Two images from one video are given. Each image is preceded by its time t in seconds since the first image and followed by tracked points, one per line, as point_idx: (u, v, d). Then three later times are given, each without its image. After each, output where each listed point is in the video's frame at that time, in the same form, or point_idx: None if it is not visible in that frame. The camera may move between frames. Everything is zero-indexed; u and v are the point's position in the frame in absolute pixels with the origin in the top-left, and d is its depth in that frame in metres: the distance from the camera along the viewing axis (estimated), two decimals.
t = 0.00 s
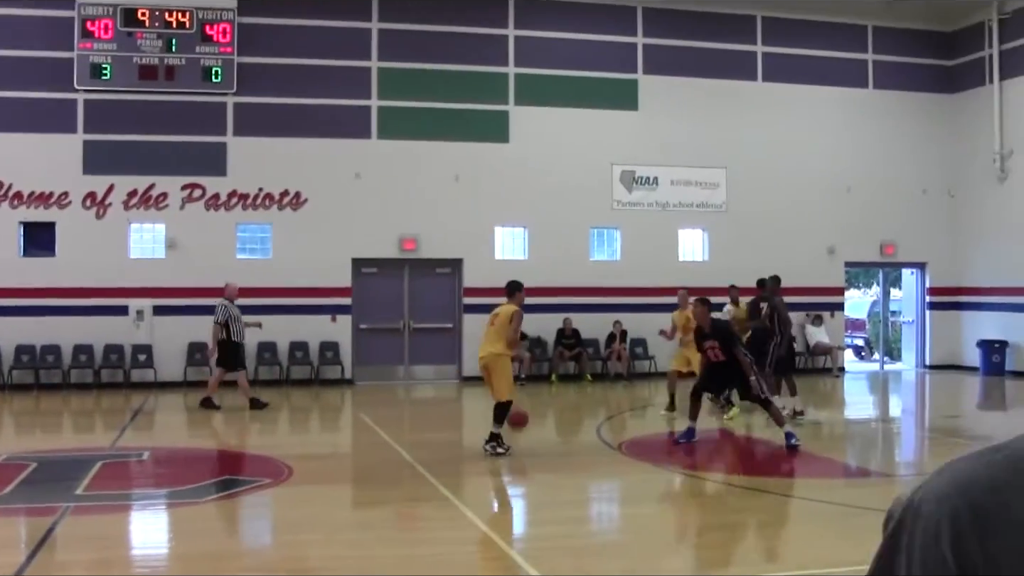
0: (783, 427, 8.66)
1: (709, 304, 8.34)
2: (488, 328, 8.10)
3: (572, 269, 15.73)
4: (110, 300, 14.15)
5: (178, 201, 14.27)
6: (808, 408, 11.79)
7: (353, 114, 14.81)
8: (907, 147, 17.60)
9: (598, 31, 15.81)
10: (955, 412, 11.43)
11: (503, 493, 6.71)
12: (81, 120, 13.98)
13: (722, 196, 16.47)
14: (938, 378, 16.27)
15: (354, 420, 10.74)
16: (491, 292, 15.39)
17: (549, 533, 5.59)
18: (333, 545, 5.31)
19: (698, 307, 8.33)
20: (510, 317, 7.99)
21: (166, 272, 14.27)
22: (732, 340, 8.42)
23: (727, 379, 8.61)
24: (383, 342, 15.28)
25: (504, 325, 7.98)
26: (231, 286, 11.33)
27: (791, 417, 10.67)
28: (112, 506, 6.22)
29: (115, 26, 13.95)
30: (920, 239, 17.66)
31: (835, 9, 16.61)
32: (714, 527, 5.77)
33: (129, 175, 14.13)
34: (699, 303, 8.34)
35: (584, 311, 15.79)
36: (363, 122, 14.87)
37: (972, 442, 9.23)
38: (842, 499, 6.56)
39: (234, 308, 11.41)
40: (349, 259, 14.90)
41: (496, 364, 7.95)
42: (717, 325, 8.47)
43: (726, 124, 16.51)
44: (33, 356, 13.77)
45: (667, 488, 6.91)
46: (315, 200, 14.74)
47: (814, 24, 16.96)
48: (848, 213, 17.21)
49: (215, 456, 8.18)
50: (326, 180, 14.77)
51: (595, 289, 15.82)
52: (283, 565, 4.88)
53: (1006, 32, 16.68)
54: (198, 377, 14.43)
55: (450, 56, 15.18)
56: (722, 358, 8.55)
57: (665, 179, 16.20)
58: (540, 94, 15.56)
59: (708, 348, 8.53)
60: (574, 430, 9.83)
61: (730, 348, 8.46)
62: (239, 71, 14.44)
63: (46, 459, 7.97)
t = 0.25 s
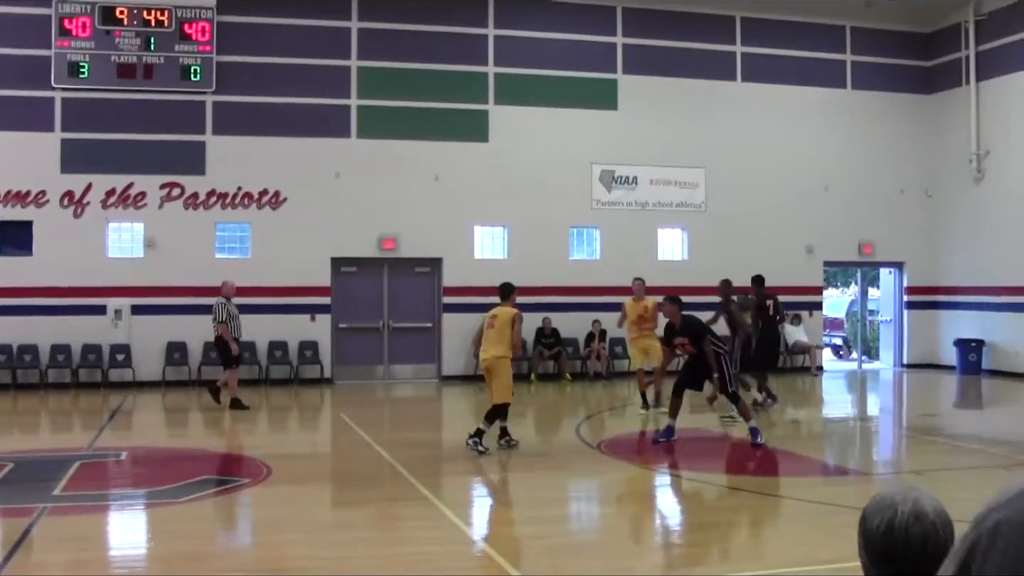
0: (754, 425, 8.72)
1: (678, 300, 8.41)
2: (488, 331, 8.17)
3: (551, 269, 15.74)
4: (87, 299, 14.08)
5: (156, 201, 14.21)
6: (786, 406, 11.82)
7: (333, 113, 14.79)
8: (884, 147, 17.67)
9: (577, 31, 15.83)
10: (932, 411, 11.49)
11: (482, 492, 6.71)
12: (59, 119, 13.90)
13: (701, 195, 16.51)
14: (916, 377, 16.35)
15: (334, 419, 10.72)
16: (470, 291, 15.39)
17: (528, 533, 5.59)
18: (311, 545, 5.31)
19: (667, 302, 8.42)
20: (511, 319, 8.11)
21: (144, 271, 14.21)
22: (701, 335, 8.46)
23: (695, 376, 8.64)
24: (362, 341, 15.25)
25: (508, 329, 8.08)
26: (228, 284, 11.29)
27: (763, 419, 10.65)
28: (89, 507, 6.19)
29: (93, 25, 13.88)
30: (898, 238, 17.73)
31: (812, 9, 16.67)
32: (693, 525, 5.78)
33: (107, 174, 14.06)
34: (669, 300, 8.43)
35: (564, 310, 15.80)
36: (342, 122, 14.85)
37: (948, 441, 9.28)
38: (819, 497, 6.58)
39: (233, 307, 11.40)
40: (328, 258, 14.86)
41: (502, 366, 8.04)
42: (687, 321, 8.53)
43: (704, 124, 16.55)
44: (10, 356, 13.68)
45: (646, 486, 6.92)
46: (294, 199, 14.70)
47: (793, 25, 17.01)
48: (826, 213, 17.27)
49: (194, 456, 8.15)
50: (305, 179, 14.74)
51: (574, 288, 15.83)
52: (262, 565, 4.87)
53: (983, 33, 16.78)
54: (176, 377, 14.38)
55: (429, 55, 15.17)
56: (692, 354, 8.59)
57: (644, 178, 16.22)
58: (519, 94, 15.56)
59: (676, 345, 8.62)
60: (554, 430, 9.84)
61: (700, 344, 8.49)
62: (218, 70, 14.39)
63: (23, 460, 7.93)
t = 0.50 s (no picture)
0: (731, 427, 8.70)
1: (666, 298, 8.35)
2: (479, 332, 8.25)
3: (522, 270, 15.74)
4: (56, 300, 13.97)
5: (126, 201, 14.14)
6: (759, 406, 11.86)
7: (304, 113, 14.74)
8: (854, 149, 17.76)
9: (549, 32, 15.84)
10: (901, 411, 11.57)
11: (454, 494, 6.70)
12: (27, 118, 13.79)
13: (672, 197, 16.55)
14: (884, 377, 16.46)
15: (305, 421, 10.69)
16: (441, 292, 15.38)
17: (499, 534, 5.59)
18: (282, 547, 5.29)
19: (653, 301, 8.39)
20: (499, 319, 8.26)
21: (113, 272, 14.13)
22: (682, 337, 8.43)
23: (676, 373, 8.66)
24: (333, 342, 15.21)
25: (502, 327, 8.27)
26: (212, 285, 11.27)
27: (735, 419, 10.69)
28: (58, 510, 6.15)
29: (62, 24, 13.73)
30: (867, 240, 17.84)
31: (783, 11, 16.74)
32: (664, 526, 5.80)
33: (76, 174, 13.96)
34: (657, 297, 8.39)
35: (535, 311, 15.81)
36: (314, 122, 14.80)
37: (917, 441, 9.35)
38: (789, 498, 6.62)
39: (213, 307, 11.39)
40: (298, 259, 14.82)
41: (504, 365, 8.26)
42: (672, 320, 8.48)
43: (675, 126, 16.59)
44: None
45: (617, 487, 6.93)
46: (264, 200, 14.65)
47: (763, 27, 17.08)
48: (796, 214, 17.35)
49: (165, 458, 8.11)
50: (276, 180, 14.68)
51: (545, 289, 15.85)
52: (233, 569, 4.85)
53: (951, 36, 16.90)
54: (146, 379, 14.31)
55: (401, 56, 15.15)
56: (673, 353, 8.57)
57: (615, 179, 16.26)
58: (491, 95, 15.57)
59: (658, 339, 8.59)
60: (526, 431, 9.85)
61: (680, 346, 8.48)
62: (189, 70, 14.32)
63: None
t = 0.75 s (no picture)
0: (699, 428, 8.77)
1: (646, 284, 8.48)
2: (468, 336, 8.27)
3: (492, 271, 15.75)
4: (21, 301, 13.83)
5: (92, 201, 14.03)
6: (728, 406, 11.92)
7: (273, 114, 14.69)
8: (822, 152, 17.87)
9: (518, 33, 15.85)
10: (868, 412, 11.65)
11: (423, 495, 6.69)
12: None
13: (641, 199, 16.59)
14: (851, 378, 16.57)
15: (273, 423, 10.64)
16: (410, 293, 15.36)
17: (469, 535, 5.59)
18: (252, 548, 5.27)
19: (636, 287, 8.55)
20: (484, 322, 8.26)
21: (79, 273, 14.01)
22: (659, 324, 8.52)
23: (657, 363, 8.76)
24: (301, 343, 15.16)
25: (492, 331, 8.27)
26: (191, 285, 11.23)
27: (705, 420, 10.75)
28: (24, 513, 6.09)
29: (28, 22, 13.60)
30: (835, 242, 17.95)
31: (751, 13, 16.82)
32: (633, 527, 5.81)
33: (42, 174, 13.84)
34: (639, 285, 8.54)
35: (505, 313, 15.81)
36: (283, 122, 14.76)
37: (884, 441, 9.42)
38: (756, 498, 6.65)
39: (190, 307, 11.34)
40: (267, 260, 14.76)
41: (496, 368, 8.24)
42: (652, 308, 8.57)
43: (644, 128, 16.64)
44: None
45: (587, 488, 6.94)
46: (233, 200, 14.59)
47: (732, 30, 17.16)
48: (764, 216, 17.43)
49: (131, 460, 8.06)
50: (244, 181, 14.62)
51: (515, 290, 15.85)
52: (202, 570, 4.82)
53: (917, 40, 17.04)
54: (113, 380, 14.20)
55: (370, 57, 15.12)
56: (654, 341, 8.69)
57: (584, 181, 16.29)
58: (461, 96, 15.57)
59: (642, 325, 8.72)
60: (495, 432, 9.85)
61: (658, 333, 8.57)
62: (157, 70, 14.24)
63: None
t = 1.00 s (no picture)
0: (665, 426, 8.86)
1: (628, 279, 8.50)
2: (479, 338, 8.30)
3: (461, 271, 15.74)
4: None
5: (59, 200, 13.90)
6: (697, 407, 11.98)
7: (242, 113, 14.63)
8: (791, 153, 17.96)
9: (489, 34, 15.85)
10: (836, 411, 11.73)
11: (392, 496, 6.68)
12: None
13: (610, 199, 16.63)
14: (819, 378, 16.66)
15: (241, 423, 10.59)
16: (380, 293, 15.33)
17: (439, 535, 5.59)
18: (220, 550, 5.25)
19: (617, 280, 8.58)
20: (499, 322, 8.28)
21: (46, 272, 13.89)
22: (631, 317, 8.52)
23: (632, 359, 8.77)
24: (270, 343, 15.10)
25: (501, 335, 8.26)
26: (161, 284, 11.15)
27: (675, 420, 10.79)
28: None
29: None
30: (803, 243, 18.05)
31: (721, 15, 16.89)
32: (603, 526, 5.82)
33: (8, 172, 13.70)
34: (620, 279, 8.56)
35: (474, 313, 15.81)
36: (252, 122, 14.70)
37: (851, 441, 9.48)
38: (724, 497, 6.68)
39: (159, 308, 11.26)
40: (236, 260, 14.69)
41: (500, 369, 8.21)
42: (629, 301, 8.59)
43: (614, 129, 16.68)
44: None
45: (556, 488, 6.96)
46: (201, 200, 14.51)
47: (702, 31, 17.22)
48: (733, 217, 17.50)
49: (97, 461, 8.00)
50: (213, 180, 14.55)
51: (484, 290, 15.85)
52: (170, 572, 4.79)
53: (885, 43, 17.16)
54: (80, 381, 14.09)
55: (340, 57, 15.09)
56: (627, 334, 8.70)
57: (553, 181, 16.30)
58: (431, 96, 15.56)
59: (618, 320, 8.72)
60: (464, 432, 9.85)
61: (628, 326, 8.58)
62: (125, 68, 14.16)
63: None
